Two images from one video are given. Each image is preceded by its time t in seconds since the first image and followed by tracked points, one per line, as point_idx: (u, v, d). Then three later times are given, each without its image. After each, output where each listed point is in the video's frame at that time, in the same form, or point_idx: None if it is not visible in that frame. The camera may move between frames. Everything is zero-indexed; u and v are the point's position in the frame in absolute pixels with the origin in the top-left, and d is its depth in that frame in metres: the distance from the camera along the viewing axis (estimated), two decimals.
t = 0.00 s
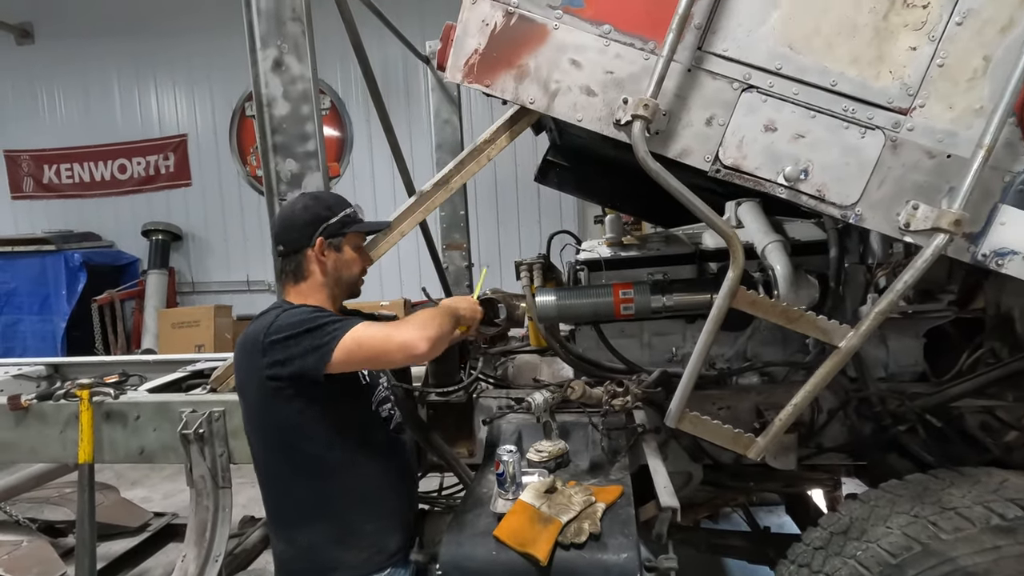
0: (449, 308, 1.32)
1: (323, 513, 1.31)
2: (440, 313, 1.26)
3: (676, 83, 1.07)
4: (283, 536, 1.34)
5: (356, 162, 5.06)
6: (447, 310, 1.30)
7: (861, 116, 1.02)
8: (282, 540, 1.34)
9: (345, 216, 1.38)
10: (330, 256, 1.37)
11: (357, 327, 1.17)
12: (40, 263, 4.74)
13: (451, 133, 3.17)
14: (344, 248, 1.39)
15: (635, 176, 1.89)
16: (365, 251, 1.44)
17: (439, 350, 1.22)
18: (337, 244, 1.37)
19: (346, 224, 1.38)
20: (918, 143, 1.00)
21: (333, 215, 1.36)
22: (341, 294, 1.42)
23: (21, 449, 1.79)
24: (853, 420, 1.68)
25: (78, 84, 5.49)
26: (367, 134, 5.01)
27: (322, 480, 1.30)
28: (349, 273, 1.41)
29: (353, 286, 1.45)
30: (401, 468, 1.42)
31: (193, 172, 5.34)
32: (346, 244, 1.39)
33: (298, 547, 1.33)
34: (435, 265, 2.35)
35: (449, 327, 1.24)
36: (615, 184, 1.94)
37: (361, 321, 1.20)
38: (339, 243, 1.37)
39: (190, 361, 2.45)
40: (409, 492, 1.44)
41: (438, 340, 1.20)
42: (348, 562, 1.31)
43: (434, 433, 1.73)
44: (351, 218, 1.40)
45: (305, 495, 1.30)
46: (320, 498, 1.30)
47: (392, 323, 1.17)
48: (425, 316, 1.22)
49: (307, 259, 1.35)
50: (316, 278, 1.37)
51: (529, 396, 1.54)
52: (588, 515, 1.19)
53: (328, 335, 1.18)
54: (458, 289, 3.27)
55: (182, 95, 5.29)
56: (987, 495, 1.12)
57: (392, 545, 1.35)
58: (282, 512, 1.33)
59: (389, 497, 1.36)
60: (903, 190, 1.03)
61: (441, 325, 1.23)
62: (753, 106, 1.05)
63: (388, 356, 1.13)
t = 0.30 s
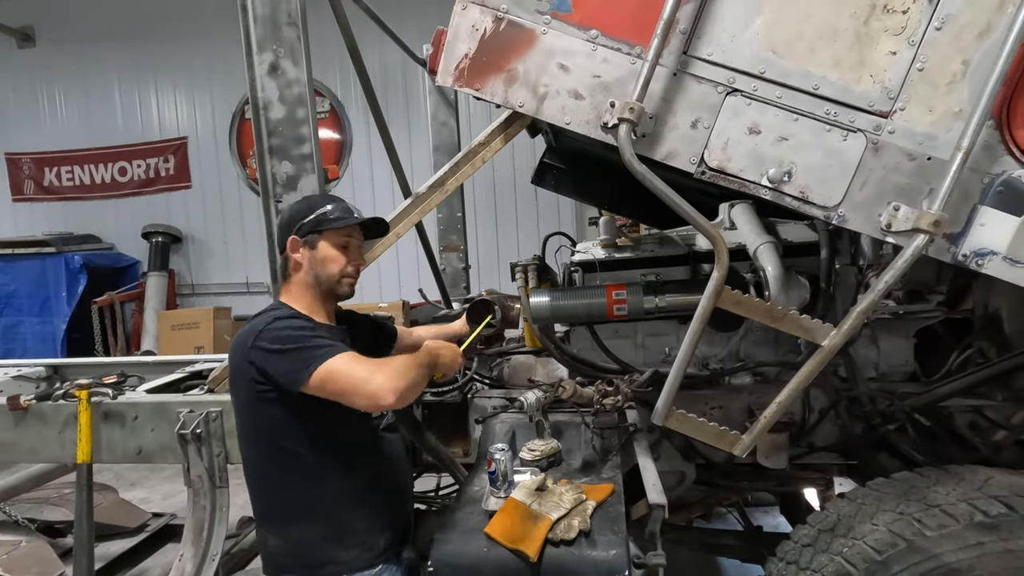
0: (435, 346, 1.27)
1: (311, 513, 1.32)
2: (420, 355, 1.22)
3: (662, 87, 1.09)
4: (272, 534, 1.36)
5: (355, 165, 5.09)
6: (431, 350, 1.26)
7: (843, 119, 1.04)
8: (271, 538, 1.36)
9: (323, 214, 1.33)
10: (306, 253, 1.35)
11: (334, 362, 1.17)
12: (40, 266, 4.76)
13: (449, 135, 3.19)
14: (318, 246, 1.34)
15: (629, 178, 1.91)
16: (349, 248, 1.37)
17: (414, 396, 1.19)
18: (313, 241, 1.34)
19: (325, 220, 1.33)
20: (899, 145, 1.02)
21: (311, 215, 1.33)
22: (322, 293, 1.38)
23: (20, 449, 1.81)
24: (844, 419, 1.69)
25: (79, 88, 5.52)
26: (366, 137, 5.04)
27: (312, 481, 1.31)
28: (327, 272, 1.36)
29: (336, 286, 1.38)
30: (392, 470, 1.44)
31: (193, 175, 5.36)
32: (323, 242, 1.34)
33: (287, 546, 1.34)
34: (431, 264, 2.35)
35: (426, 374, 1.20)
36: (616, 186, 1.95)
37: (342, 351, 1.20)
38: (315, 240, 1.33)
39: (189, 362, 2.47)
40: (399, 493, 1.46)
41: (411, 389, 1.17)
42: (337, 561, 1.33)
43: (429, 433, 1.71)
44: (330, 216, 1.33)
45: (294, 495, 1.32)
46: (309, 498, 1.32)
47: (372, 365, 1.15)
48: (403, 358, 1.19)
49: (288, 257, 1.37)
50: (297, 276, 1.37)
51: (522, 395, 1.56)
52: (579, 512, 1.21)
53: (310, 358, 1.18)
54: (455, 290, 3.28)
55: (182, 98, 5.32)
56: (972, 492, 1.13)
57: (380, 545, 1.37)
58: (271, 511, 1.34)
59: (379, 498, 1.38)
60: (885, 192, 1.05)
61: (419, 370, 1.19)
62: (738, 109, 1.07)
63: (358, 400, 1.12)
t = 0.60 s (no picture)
0: (389, 402, 1.16)
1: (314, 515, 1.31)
2: (362, 411, 1.11)
3: (659, 87, 1.09)
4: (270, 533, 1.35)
5: (355, 167, 5.09)
6: (382, 407, 1.14)
7: (841, 119, 1.03)
8: (272, 540, 1.34)
9: (307, 215, 1.33)
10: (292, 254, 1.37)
11: (276, 402, 1.13)
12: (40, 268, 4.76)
13: (448, 137, 3.19)
14: (297, 249, 1.35)
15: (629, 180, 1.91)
16: (327, 252, 1.34)
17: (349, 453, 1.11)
18: (296, 242, 1.35)
19: (304, 222, 1.32)
20: (897, 145, 1.02)
21: (299, 218, 1.34)
22: (304, 298, 1.37)
23: (19, 451, 1.80)
24: (844, 420, 1.69)
25: (80, 90, 5.53)
26: (365, 139, 5.04)
27: (313, 484, 1.30)
28: (304, 276, 1.34)
29: (310, 291, 1.35)
30: (391, 472, 1.44)
31: (193, 177, 5.36)
32: (302, 245, 1.34)
33: (287, 546, 1.33)
34: (430, 267, 2.35)
35: (361, 434, 1.09)
36: (615, 187, 1.95)
37: (290, 391, 1.15)
38: (297, 241, 1.34)
39: (188, 364, 2.46)
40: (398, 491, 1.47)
41: (340, 448, 1.09)
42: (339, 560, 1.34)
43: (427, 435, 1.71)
44: (312, 218, 1.32)
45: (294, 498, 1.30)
46: (310, 500, 1.31)
47: (304, 416, 1.09)
48: (342, 411, 1.10)
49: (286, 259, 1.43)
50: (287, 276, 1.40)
51: (521, 397, 1.56)
52: (577, 514, 1.21)
53: (264, 390, 1.16)
54: (454, 292, 3.27)
55: (182, 101, 5.32)
56: (972, 494, 1.13)
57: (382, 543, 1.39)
58: (271, 513, 1.33)
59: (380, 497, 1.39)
60: (884, 192, 1.05)
61: (354, 429, 1.10)
62: (736, 109, 1.07)
63: (281, 450, 1.08)
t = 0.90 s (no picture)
0: (345, 429, 1.08)
1: (316, 519, 1.29)
2: (310, 436, 1.05)
3: (660, 89, 1.09)
4: (267, 539, 1.33)
5: (355, 169, 5.09)
6: (334, 432, 1.07)
7: (842, 121, 1.03)
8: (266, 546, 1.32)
9: (305, 218, 1.32)
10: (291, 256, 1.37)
11: (230, 412, 1.10)
12: (40, 270, 4.76)
13: (448, 139, 3.20)
14: (296, 250, 1.34)
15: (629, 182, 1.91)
16: (326, 252, 1.34)
17: (291, 477, 1.06)
18: (295, 244, 1.34)
19: (303, 225, 1.32)
20: (898, 146, 1.02)
21: (297, 219, 1.33)
22: (304, 299, 1.37)
23: (19, 454, 1.80)
24: (846, 423, 1.68)
25: (81, 93, 5.54)
26: (366, 141, 5.04)
27: (315, 487, 1.28)
28: (303, 277, 1.34)
29: (311, 292, 1.35)
30: (389, 475, 1.44)
31: (193, 179, 5.37)
32: (301, 246, 1.34)
33: (287, 552, 1.31)
34: (430, 268, 2.31)
35: (301, 462, 1.03)
36: (615, 188, 1.95)
37: (247, 403, 1.11)
38: (296, 244, 1.34)
39: (188, 367, 2.46)
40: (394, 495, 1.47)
41: (275, 471, 1.04)
42: (339, 565, 1.32)
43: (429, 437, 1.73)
44: (308, 220, 1.31)
45: (293, 504, 1.27)
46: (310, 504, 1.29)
47: (247, 431, 1.05)
48: (287, 435, 1.05)
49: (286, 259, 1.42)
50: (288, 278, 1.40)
51: (521, 399, 1.56)
52: (578, 518, 1.20)
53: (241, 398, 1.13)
54: (455, 294, 3.27)
55: (183, 103, 5.33)
56: (974, 497, 1.12)
57: (379, 549, 1.38)
58: (270, 518, 1.29)
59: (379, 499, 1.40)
60: (885, 194, 1.04)
61: (295, 454, 1.04)
62: (736, 111, 1.07)
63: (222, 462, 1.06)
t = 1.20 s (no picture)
0: (347, 433, 1.07)
1: (313, 522, 1.28)
2: (313, 441, 1.05)
3: (659, 90, 1.08)
4: (262, 542, 1.32)
5: (355, 171, 5.09)
6: (336, 437, 1.07)
7: (843, 120, 1.03)
8: (261, 550, 1.32)
9: (300, 218, 1.32)
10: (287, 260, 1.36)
11: (234, 417, 1.10)
12: (40, 272, 4.76)
13: (448, 141, 3.19)
14: (293, 253, 1.34)
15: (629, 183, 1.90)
16: (322, 254, 1.33)
17: (295, 482, 1.06)
18: (291, 248, 1.34)
19: (298, 227, 1.31)
20: (899, 146, 1.01)
21: (293, 220, 1.33)
22: (302, 302, 1.37)
23: (17, 457, 1.79)
24: (847, 424, 1.68)
25: (81, 95, 5.54)
26: (366, 143, 5.04)
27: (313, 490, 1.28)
28: (301, 280, 1.34)
29: (308, 294, 1.34)
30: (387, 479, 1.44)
31: (193, 181, 5.37)
32: (297, 249, 1.34)
33: (284, 556, 1.30)
34: (431, 270, 2.31)
35: (305, 466, 1.03)
36: (615, 190, 1.94)
37: (250, 408, 1.11)
38: (292, 247, 1.34)
39: (188, 369, 2.45)
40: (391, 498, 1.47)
41: (279, 476, 1.04)
42: (334, 569, 1.32)
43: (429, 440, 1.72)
44: (304, 221, 1.31)
45: (294, 504, 1.26)
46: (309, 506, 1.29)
47: (250, 437, 1.06)
48: (291, 440, 1.05)
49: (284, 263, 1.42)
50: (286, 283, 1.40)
51: (521, 401, 1.55)
52: (578, 520, 1.20)
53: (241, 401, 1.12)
54: (455, 295, 3.26)
55: (182, 105, 5.33)
56: (977, 498, 1.12)
57: (375, 553, 1.38)
58: (266, 521, 1.28)
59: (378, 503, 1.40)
60: (886, 194, 1.04)
61: (299, 459, 1.04)
62: (736, 111, 1.06)
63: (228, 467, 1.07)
